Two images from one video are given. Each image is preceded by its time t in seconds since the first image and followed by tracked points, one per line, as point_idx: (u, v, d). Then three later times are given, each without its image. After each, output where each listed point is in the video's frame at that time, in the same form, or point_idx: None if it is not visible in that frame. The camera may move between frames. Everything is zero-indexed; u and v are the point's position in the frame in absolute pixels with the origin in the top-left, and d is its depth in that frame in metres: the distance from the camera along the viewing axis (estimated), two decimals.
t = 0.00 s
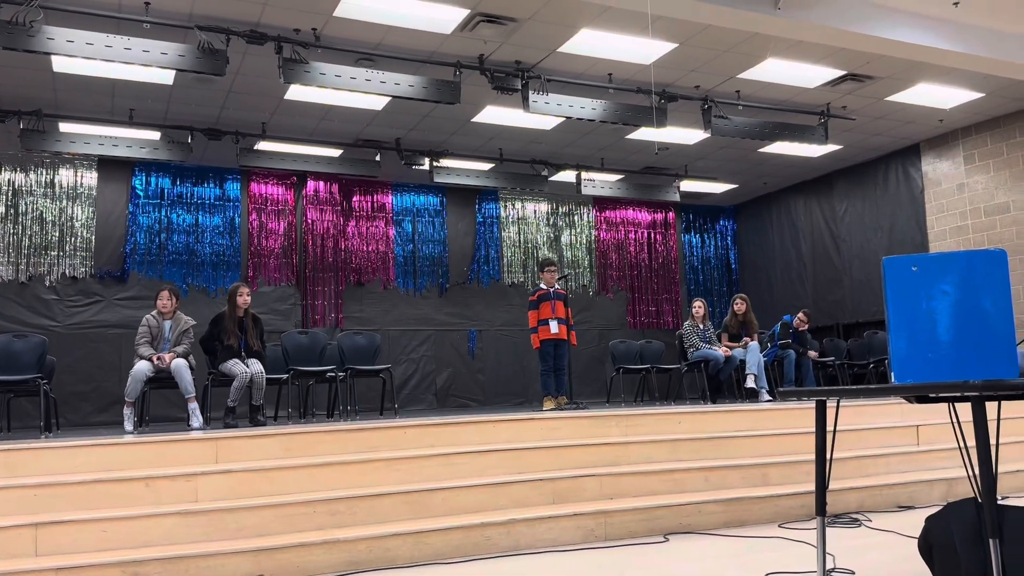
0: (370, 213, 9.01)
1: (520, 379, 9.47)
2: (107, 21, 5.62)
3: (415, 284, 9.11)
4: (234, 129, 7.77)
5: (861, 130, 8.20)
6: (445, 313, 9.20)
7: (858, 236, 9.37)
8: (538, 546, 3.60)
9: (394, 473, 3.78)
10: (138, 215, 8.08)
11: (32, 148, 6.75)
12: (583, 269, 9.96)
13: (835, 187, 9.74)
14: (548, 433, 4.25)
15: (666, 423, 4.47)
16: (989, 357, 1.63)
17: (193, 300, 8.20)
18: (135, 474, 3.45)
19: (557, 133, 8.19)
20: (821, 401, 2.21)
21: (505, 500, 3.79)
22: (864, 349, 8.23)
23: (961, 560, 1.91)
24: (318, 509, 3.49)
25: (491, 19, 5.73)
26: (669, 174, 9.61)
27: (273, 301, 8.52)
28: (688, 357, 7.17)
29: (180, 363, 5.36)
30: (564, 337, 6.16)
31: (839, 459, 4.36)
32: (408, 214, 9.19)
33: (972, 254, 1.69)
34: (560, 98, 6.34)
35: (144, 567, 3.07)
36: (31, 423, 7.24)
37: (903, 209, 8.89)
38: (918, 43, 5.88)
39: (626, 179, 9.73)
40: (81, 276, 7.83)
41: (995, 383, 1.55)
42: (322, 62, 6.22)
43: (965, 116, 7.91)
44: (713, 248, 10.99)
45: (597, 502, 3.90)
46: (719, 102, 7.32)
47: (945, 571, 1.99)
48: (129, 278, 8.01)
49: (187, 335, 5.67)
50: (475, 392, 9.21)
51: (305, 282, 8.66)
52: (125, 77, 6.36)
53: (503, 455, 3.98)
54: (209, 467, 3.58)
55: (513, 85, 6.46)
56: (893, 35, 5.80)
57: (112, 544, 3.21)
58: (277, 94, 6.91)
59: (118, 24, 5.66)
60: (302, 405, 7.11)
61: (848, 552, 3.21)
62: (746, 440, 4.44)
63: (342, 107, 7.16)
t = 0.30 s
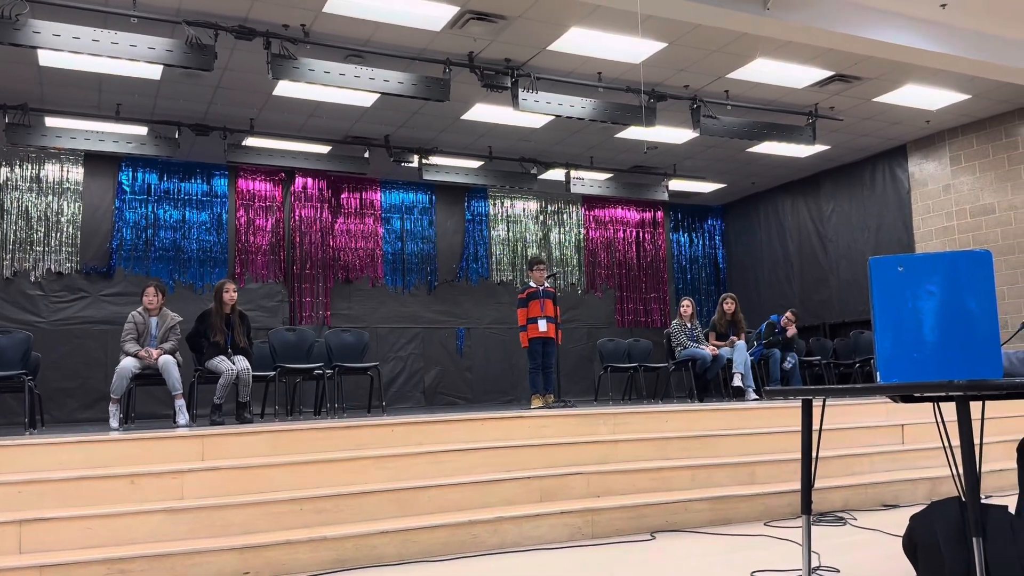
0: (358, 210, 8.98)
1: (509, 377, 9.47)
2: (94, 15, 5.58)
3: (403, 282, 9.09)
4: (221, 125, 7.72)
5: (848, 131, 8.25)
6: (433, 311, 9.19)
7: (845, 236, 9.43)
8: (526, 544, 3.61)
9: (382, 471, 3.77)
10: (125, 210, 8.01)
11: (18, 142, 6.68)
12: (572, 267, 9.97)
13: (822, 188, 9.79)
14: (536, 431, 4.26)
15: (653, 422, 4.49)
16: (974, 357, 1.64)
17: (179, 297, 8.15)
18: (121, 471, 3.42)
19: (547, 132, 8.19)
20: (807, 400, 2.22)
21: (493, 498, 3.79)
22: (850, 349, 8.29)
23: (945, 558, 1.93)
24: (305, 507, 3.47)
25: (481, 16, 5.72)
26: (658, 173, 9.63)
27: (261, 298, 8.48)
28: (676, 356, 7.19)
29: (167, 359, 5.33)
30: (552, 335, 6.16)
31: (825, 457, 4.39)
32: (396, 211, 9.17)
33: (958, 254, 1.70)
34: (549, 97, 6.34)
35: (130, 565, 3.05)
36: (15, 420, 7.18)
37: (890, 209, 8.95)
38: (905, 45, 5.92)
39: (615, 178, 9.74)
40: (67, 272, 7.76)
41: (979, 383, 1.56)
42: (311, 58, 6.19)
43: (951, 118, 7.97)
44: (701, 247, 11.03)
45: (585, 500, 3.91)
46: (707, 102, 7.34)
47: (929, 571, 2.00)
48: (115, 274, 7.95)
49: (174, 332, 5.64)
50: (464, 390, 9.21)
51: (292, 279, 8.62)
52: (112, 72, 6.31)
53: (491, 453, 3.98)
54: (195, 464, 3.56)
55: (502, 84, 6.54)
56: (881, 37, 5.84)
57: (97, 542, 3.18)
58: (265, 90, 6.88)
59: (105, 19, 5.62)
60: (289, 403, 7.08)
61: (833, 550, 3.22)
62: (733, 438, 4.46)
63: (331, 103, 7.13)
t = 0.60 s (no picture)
0: (339, 203, 8.93)
1: (490, 370, 9.46)
2: (71, 3, 5.49)
3: (385, 275, 9.04)
4: (201, 115, 7.63)
5: (828, 128, 8.32)
6: (415, 304, 9.16)
7: (824, 233, 9.52)
8: (507, 537, 3.61)
9: (362, 465, 3.76)
10: (102, 200, 7.90)
11: None
12: (554, 262, 9.98)
13: (802, 184, 9.87)
14: (518, 425, 4.26)
15: (633, 416, 4.51)
16: (950, 354, 1.66)
17: (157, 289, 8.05)
18: (97, 464, 3.38)
19: (529, 126, 8.17)
20: (784, 395, 2.24)
21: (474, 492, 3.79)
22: (828, 344, 8.37)
23: (920, 551, 1.95)
24: (285, 500, 3.45)
25: (464, 8, 5.69)
26: (640, 168, 9.65)
27: (240, 290, 8.40)
28: (656, 350, 7.22)
29: (145, 351, 5.27)
30: (534, 329, 6.16)
31: (803, 451, 4.43)
32: (378, 204, 9.13)
33: (935, 252, 1.73)
34: (532, 90, 6.33)
35: (107, 559, 3.01)
36: None
37: (869, 206, 9.04)
38: (885, 43, 5.97)
39: (597, 173, 9.75)
40: (43, 262, 7.64)
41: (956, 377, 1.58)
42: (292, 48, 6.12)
43: (929, 116, 8.06)
44: (682, 243, 11.09)
45: (565, 493, 3.92)
46: (690, 97, 7.36)
47: (904, 564, 2.02)
48: (92, 265, 7.83)
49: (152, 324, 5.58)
50: (445, 384, 9.19)
51: (272, 271, 8.55)
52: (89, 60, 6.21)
53: (472, 447, 3.98)
54: (173, 458, 3.52)
55: (485, 76, 6.45)
56: (862, 35, 5.88)
57: (73, 535, 3.14)
58: (246, 80, 6.80)
59: (82, 6, 5.52)
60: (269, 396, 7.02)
61: (811, 543, 3.26)
62: (713, 432, 4.50)
63: (312, 94, 7.08)
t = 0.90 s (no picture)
0: (315, 194, 8.90)
1: (467, 364, 9.43)
2: None
3: (361, 267, 8.98)
4: (174, 104, 7.50)
5: (804, 124, 8.39)
6: (391, 297, 9.10)
7: (798, 228, 9.62)
8: (482, 530, 3.60)
9: (337, 458, 3.73)
10: (73, 189, 7.76)
11: None
12: (531, 255, 9.98)
13: (777, 180, 9.97)
14: (495, 418, 4.26)
15: (610, 409, 4.53)
16: (920, 349, 1.68)
17: (129, 280, 7.88)
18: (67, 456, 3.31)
19: (508, 119, 8.15)
20: (758, 389, 2.25)
21: (449, 485, 3.78)
22: (801, 339, 8.47)
23: (889, 543, 1.97)
24: (257, 493, 3.41)
25: None
26: (617, 163, 9.68)
27: (213, 282, 8.27)
28: (632, 344, 7.26)
29: (116, 343, 5.18)
30: (512, 322, 6.15)
31: (776, 444, 4.47)
32: (354, 195, 9.10)
33: (907, 248, 1.73)
34: (510, 83, 6.31)
35: (76, 552, 2.96)
36: None
37: (842, 202, 9.15)
38: (860, 41, 6.03)
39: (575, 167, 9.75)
40: (11, 252, 7.45)
41: (925, 372, 1.60)
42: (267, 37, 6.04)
43: (902, 113, 8.16)
44: (659, 237, 11.15)
45: (541, 486, 3.92)
46: (667, 92, 7.39)
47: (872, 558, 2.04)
48: (62, 255, 7.65)
49: (123, 316, 5.48)
50: (420, 376, 9.15)
51: (246, 263, 8.44)
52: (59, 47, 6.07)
53: (449, 440, 3.97)
54: (145, 450, 3.47)
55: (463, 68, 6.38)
56: (837, 32, 5.93)
57: (41, 529, 3.09)
58: (220, 69, 6.69)
59: None
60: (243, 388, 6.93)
61: (784, 535, 3.29)
62: (688, 425, 4.53)
63: (288, 84, 6.99)
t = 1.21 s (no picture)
0: (288, 188, 8.79)
1: (440, 360, 9.40)
2: None
3: (334, 262, 8.91)
4: (144, 95, 7.37)
5: (776, 123, 8.48)
6: (364, 292, 9.03)
7: (769, 227, 9.72)
8: (454, 526, 3.59)
9: (308, 454, 3.69)
10: (40, 181, 7.60)
11: None
12: (506, 252, 9.97)
13: (749, 179, 10.07)
14: (468, 415, 4.25)
15: (583, 405, 4.54)
16: (888, 347, 1.69)
17: (96, 274, 7.75)
18: (32, 452, 3.24)
19: (482, 114, 8.13)
20: (729, 385, 2.26)
21: (421, 481, 3.76)
22: (772, 335, 8.57)
23: (857, 536, 2.00)
24: (227, 490, 3.36)
25: None
26: (592, 159, 9.70)
27: (183, 276, 8.14)
28: (606, 340, 7.29)
29: (84, 338, 5.07)
30: (486, 318, 6.13)
31: (746, 440, 4.52)
32: (328, 189, 9.02)
33: (877, 246, 1.73)
34: (485, 79, 6.29)
35: (42, 550, 2.89)
36: None
37: (813, 201, 9.27)
38: (831, 42, 6.10)
39: (550, 163, 9.75)
40: None
41: (891, 370, 1.61)
42: (239, 29, 5.94)
43: (872, 114, 8.27)
44: (633, 235, 11.20)
45: (513, 482, 3.92)
46: (641, 90, 7.41)
47: (842, 551, 2.07)
48: (29, 248, 7.51)
49: (91, 310, 5.35)
50: (394, 372, 9.10)
51: (217, 257, 8.32)
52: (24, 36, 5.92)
53: (421, 436, 3.94)
54: (113, 446, 3.40)
55: (439, 63, 6.33)
56: (809, 32, 5.99)
57: (5, 527, 3.02)
58: (191, 60, 6.58)
59: None
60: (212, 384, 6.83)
61: (754, 530, 3.32)
62: (659, 421, 4.55)
63: (261, 77, 6.89)
